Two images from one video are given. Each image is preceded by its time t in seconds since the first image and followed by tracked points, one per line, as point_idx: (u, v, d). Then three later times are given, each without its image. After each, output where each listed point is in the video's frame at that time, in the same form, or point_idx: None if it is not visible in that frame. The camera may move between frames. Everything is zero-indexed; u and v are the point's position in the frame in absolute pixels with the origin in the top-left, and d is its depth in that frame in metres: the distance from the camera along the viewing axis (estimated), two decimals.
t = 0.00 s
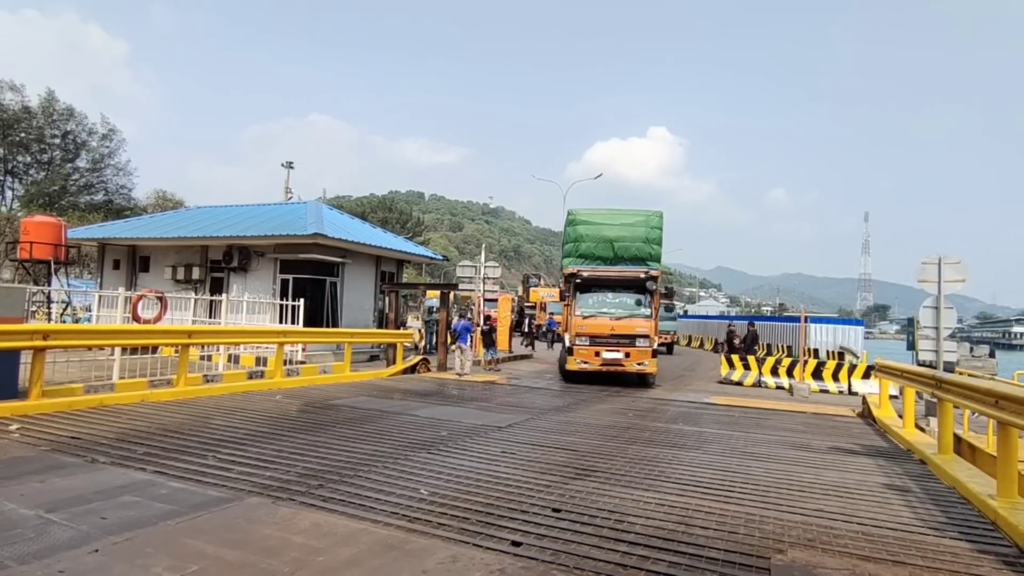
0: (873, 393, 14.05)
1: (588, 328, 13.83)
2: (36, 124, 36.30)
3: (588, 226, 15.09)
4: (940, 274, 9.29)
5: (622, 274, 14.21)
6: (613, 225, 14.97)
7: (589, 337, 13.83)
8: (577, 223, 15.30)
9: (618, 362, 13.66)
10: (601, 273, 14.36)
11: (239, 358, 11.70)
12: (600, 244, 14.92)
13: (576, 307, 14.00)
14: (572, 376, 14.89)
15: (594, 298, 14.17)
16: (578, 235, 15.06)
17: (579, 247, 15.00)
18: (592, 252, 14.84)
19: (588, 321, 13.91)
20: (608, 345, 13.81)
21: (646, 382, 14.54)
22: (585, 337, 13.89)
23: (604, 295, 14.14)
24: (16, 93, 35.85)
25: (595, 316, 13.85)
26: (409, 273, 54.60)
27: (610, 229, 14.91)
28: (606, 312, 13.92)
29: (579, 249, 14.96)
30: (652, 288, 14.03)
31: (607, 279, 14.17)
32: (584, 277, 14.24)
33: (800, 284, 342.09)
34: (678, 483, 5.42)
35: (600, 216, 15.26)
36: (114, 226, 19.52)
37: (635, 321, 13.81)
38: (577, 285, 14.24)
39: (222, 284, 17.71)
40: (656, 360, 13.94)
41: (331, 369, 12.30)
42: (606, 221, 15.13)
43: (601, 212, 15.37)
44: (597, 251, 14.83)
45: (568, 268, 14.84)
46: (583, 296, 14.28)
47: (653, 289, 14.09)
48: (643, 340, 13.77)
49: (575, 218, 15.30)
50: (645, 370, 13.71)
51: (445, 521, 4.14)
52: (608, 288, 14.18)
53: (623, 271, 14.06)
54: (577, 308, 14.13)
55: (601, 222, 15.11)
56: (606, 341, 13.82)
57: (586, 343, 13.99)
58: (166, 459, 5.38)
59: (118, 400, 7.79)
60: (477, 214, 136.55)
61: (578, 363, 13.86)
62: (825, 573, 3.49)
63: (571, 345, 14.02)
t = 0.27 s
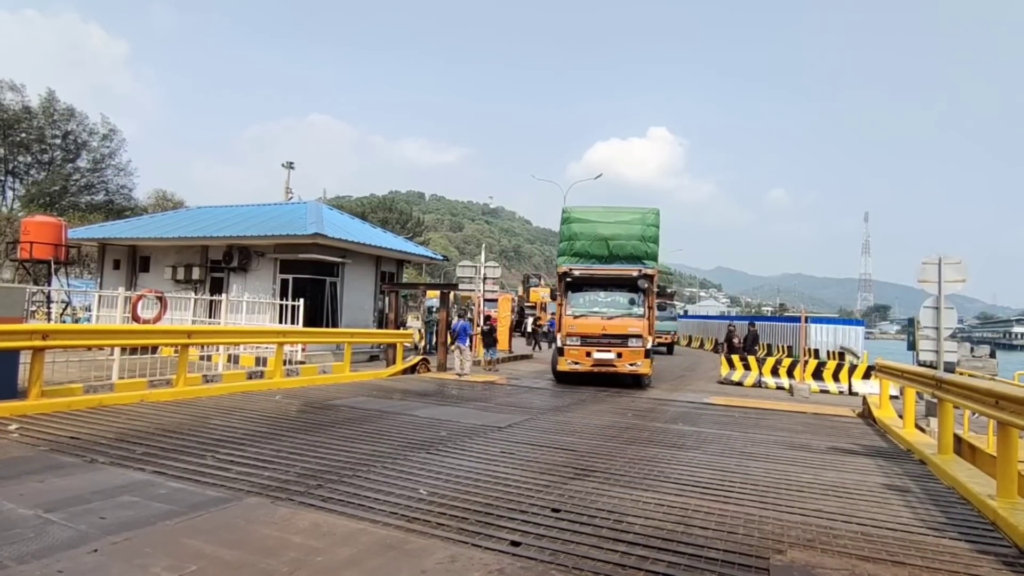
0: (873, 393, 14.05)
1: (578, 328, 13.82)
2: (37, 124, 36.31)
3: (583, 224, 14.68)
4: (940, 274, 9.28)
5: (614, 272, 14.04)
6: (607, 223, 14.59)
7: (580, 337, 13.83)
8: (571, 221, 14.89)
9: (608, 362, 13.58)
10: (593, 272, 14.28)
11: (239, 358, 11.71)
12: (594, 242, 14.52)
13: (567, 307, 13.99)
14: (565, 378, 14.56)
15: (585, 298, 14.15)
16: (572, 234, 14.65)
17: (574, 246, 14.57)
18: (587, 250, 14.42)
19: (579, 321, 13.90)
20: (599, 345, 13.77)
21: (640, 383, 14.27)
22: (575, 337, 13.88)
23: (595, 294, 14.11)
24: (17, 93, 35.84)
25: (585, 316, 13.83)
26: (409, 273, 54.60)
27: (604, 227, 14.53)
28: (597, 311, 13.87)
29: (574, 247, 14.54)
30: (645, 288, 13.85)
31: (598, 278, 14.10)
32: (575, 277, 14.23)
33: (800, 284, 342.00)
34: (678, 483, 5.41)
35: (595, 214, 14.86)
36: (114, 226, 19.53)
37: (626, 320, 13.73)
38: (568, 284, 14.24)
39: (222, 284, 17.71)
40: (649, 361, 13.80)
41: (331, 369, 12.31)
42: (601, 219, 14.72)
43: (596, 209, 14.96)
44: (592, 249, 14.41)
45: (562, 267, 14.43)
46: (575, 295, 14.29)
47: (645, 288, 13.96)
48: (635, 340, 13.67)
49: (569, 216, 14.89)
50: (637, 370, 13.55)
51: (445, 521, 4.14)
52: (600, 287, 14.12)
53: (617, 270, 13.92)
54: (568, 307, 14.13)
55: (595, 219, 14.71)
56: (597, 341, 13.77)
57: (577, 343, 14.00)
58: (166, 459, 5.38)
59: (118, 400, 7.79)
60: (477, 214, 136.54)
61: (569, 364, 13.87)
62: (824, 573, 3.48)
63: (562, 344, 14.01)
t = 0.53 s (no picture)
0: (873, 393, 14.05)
1: (570, 327, 13.48)
2: (36, 124, 36.32)
3: (578, 222, 14.66)
4: (940, 274, 9.28)
5: (606, 272, 13.84)
6: (602, 221, 14.56)
7: (571, 337, 13.48)
8: (566, 220, 14.89)
9: (600, 363, 13.22)
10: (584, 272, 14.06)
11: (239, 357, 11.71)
12: (589, 240, 14.48)
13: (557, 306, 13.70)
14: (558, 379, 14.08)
15: (577, 297, 13.84)
16: (567, 232, 14.65)
17: (568, 244, 14.53)
18: (582, 248, 14.37)
19: (570, 320, 13.57)
20: (591, 346, 13.41)
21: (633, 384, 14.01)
22: (567, 337, 13.53)
23: (588, 294, 13.81)
24: (17, 92, 35.84)
25: (576, 315, 13.50)
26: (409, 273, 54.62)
27: (599, 224, 14.50)
28: (590, 310, 13.53)
29: (568, 245, 14.52)
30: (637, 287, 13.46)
31: (590, 277, 13.86)
32: (565, 275, 13.99)
33: (800, 284, 341.94)
34: (677, 483, 5.41)
35: (590, 212, 14.85)
36: (113, 225, 19.53)
37: (619, 320, 13.38)
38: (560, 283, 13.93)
39: (222, 284, 17.71)
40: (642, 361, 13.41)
41: (331, 369, 12.31)
42: (596, 217, 14.71)
43: (591, 208, 14.96)
44: (586, 247, 14.37)
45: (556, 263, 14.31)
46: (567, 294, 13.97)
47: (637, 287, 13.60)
48: (627, 340, 13.29)
49: (564, 214, 14.90)
50: (630, 370, 13.17)
51: (444, 521, 4.14)
52: (591, 286, 13.81)
53: (609, 268, 13.61)
54: (560, 306, 13.80)
55: (590, 217, 14.69)
56: (589, 341, 13.42)
57: (569, 344, 13.64)
58: (165, 458, 5.38)
59: (117, 400, 7.79)
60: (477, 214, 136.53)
61: (560, 364, 13.49)
62: (823, 573, 3.47)
63: (553, 345, 13.66)
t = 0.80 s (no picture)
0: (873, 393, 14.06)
1: (562, 326, 12.88)
2: (37, 124, 36.36)
3: (573, 220, 14.69)
4: (941, 274, 9.28)
5: (600, 268, 13.24)
6: (598, 218, 14.56)
7: (564, 336, 12.90)
8: (562, 217, 14.93)
9: (592, 363, 12.65)
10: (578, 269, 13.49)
11: (239, 357, 11.72)
12: (584, 238, 14.52)
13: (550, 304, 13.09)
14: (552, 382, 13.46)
15: (570, 295, 13.25)
16: (562, 230, 14.71)
17: (564, 242, 14.61)
18: (577, 246, 14.43)
19: (563, 319, 12.98)
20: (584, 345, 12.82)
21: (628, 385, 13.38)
22: (559, 336, 12.96)
23: (581, 292, 13.24)
24: (17, 92, 35.84)
25: (569, 313, 12.94)
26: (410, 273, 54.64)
27: (595, 222, 14.51)
28: (582, 309, 12.94)
29: (563, 243, 14.60)
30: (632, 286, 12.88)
31: (584, 275, 13.28)
32: (558, 272, 13.37)
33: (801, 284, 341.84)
34: (677, 483, 5.41)
35: (586, 210, 14.85)
36: (114, 226, 19.55)
37: (612, 319, 12.77)
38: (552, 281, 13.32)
39: (222, 284, 17.72)
40: (636, 362, 12.79)
41: (332, 370, 12.32)
42: (592, 214, 14.70)
43: (588, 205, 14.96)
44: (581, 245, 14.43)
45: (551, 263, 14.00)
46: (560, 293, 13.40)
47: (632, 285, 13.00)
48: (621, 339, 12.70)
49: (560, 212, 14.95)
50: (624, 371, 12.64)
51: (443, 521, 4.14)
52: (585, 284, 13.22)
53: (603, 266, 12.99)
54: (552, 305, 13.23)
55: (586, 215, 14.69)
56: (582, 340, 12.85)
57: (561, 343, 13.05)
58: (165, 458, 5.39)
59: (118, 400, 7.79)
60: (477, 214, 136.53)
61: (552, 364, 12.95)
62: (822, 573, 3.48)
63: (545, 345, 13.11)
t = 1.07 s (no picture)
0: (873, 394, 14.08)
1: (552, 327, 12.36)
2: (38, 124, 36.38)
3: (567, 219, 14.75)
4: (941, 275, 9.28)
5: (592, 268, 12.66)
6: (591, 217, 14.58)
7: (553, 337, 12.36)
8: (556, 216, 15.01)
9: (583, 365, 12.12)
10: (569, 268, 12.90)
11: (239, 358, 11.72)
12: (578, 236, 14.56)
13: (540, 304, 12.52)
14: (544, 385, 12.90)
15: (560, 295, 12.67)
16: (556, 229, 14.79)
17: (557, 241, 14.69)
18: (570, 245, 14.48)
19: (553, 319, 12.44)
20: (574, 346, 12.26)
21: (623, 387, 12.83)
22: (549, 337, 12.42)
23: (571, 291, 12.61)
24: (18, 92, 35.84)
25: (559, 314, 12.37)
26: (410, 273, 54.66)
27: (589, 221, 14.53)
28: (573, 309, 12.37)
29: (557, 242, 14.68)
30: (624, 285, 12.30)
31: (574, 274, 12.65)
32: (548, 271, 12.77)
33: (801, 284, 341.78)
34: (677, 484, 5.42)
35: (580, 208, 14.88)
36: (114, 226, 19.57)
37: (604, 319, 12.18)
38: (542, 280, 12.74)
39: (222, 284, 17.74)
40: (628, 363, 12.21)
41: (332, 370, 12.33)
42: (586, 213, 14.72)
43: (582, 204, 14.99)
44: (575, 243, 14.47)
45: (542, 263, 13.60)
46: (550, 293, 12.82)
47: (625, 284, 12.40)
48: (613, 340, 12.12)
49: (554, 211, 15.03)
50: (615, 373, 12.08)
51: (444, 521, 4.15)
52: (576, 283, 12.61)
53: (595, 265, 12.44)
54: (542, 305, 12.66)
55: (580, 213, 14.72)
56: (572, 341, 12.30)
57: (552, 344, 12.52)
58: (165, 459, 5.39)
59: (118, 401, 7.80)
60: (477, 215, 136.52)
61: (542, 366, 12.43)
62: (822, 574, 3.48)
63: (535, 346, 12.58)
